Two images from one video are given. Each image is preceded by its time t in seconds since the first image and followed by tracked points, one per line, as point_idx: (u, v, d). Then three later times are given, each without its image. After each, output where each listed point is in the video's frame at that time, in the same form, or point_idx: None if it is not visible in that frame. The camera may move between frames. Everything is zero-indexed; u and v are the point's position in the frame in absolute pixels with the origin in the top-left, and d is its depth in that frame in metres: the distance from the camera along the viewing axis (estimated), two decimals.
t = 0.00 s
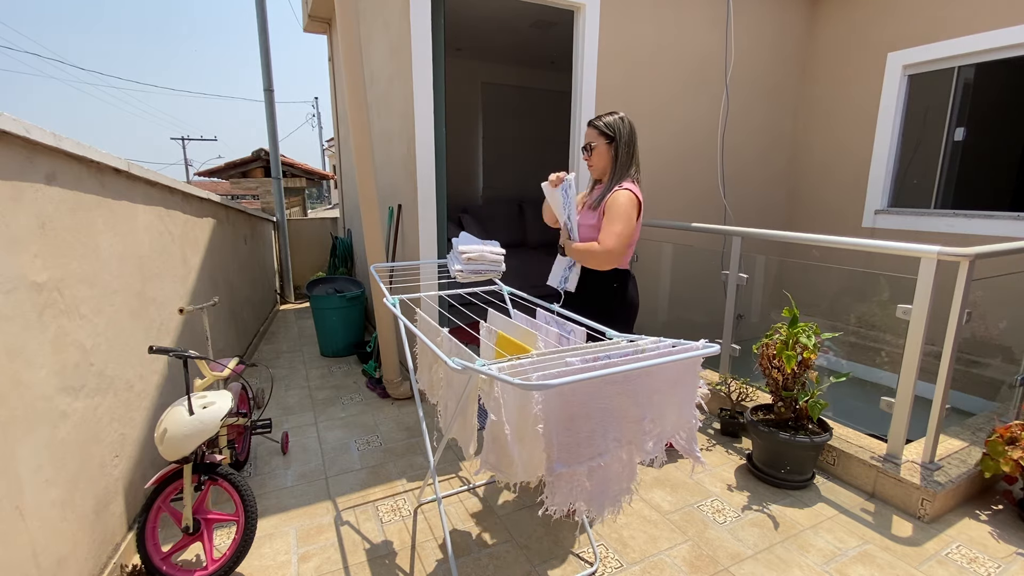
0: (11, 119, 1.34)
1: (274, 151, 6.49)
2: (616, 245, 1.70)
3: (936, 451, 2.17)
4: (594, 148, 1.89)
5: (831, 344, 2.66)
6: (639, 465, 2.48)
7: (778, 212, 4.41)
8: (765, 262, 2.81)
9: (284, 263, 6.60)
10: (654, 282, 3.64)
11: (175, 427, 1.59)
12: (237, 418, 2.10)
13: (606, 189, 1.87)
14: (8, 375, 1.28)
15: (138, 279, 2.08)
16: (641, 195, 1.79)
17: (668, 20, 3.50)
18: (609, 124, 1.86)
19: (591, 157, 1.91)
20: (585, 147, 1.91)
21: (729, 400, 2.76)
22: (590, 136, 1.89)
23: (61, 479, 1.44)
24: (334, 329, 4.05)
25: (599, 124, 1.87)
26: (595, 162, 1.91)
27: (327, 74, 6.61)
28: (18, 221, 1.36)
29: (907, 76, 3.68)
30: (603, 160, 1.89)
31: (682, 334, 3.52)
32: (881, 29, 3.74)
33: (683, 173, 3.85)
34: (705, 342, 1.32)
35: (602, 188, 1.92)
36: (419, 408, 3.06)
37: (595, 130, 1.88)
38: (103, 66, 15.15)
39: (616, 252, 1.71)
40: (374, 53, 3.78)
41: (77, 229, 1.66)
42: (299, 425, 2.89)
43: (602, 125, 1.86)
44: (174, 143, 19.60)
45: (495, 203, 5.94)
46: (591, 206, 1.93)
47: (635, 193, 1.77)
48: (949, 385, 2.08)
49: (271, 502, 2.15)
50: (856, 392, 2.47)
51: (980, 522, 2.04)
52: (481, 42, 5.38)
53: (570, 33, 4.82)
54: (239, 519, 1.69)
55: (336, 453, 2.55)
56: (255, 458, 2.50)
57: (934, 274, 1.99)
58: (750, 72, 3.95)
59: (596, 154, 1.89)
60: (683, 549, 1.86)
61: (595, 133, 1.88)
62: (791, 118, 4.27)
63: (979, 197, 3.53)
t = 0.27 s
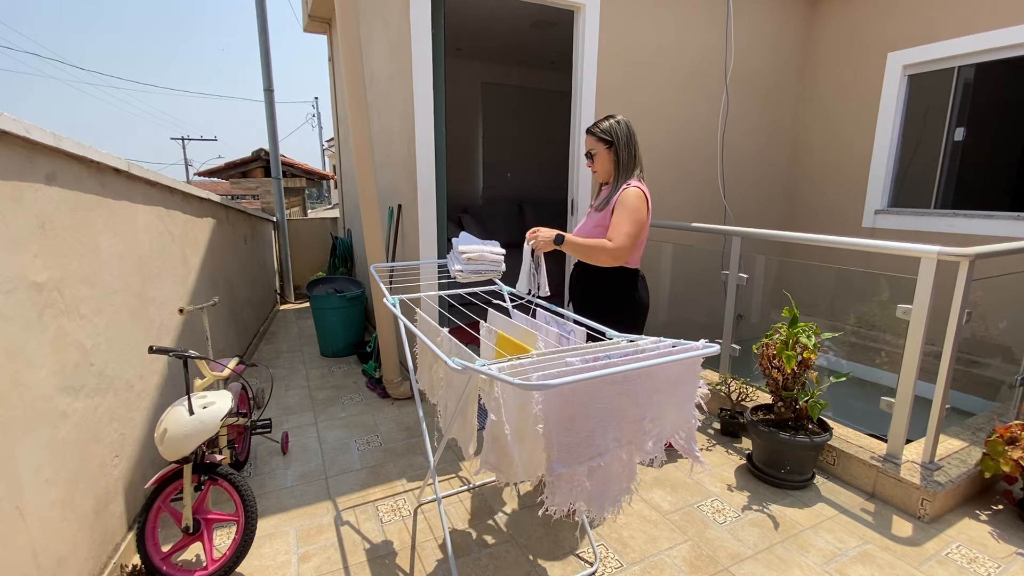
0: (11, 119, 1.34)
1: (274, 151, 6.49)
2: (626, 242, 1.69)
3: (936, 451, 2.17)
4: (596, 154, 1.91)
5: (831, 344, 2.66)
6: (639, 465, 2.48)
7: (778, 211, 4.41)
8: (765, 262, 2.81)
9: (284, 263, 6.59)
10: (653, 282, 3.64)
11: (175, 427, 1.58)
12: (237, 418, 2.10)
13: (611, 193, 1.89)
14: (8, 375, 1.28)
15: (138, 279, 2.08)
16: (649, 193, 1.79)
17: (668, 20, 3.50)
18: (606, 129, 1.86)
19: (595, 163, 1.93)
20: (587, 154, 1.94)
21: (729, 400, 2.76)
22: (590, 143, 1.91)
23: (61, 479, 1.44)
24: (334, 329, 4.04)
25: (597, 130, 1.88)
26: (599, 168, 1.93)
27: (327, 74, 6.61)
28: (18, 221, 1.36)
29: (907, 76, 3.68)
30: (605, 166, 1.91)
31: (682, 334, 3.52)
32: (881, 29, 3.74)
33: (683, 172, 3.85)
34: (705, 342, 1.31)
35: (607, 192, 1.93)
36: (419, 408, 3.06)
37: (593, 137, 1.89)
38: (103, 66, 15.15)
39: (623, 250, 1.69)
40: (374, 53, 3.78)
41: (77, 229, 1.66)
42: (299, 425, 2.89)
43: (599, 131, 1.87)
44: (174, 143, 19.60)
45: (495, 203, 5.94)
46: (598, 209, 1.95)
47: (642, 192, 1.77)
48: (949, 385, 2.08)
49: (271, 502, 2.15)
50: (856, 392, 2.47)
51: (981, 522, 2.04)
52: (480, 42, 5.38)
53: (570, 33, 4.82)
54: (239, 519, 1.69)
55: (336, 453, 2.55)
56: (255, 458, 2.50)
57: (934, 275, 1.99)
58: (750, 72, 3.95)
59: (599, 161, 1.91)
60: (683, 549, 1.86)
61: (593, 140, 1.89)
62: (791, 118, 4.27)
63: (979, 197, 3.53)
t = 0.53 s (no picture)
0: (11, 119, 1.34)
1: (274, 151, 6.49)
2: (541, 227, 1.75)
3: (936, 451, 2.17)
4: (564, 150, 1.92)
5: (831, 344, 2.66)
6: (639, 465, 2.48)
7: (778, 211, 4.41)
8: (765, 261, 2.81)
9: (284, 263, 6.59)
10: (653, 282, 3.65)
11: (175, 427, 1.58)
12: (237, 418, 2.10)
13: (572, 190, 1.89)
14: (8, 375, 1.28)
15: (138, 279, 2.08)
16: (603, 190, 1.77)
17: (668, 20, 3.50)
18: (573, 126, 1.86)
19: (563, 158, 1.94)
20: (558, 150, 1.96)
21: (729, 400, 2.76)
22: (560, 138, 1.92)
23: (61, 479, 1.44)
24: (334, 329, 4.05)
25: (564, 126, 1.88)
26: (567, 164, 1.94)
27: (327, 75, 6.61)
28: (18, 221, 1.36)
29: (907, 76, 3.68)
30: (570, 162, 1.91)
31: (681, 334, 3.52)
32: (881, 29, 3.74)
33: (683, 172, 3.85)
34: (704, 342, 1.31)
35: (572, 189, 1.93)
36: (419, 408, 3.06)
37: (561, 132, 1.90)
38: (104, 66, 15.15)
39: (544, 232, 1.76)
40: (374, 52, 3.78)
41: (77, 229, 1.66)
42: (299, 425, 2.89)
43: (565, 128, 1.87)
44: (174, 143, 19.60)
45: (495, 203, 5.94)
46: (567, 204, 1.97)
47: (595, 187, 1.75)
48: (949, 385, 2.08)
49: (271, 502, 2.15)
50: (857, 392, 2.47)
51: (981, 522, 2.04)
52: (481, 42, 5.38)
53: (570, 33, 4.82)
54: (239, 519, 1.69)
55: (336, 453, 2.55)
56: (255, 458, 2.50)
57: (934, 275, 1.99)
58: (750, 71, 3.95)
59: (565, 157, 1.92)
60: (683, 549, 1.86)
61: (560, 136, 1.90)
62: (791, 118, 4.27)
63: (979, 197, 3.53)
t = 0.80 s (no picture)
0: (11, 119, 1.34)
1: (274, 151, 6.49)
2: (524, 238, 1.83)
3: (936, 451, 2.17)
4: (518, 155, 1.95)
5: (831, 344, 2.66)
6: (639, 465, 2.49)
7: (778, 211, 4.41)
8: (765, 261, 2.81)
9: (284, 263, 6.59)
10: (654, 282, 3.65)
11: (175, 427, 1.59)
12: (237, 418, 2.10)
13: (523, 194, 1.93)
14: (8, 375, 1.28)
15: (138, 279, 2.08)
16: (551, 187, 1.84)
17: (668, 20, 3.50)
18: (527, 132, 1.89)
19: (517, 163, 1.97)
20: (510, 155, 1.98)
21: (729, 399, 2.76)
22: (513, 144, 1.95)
23: (61, 479, 1.44)
24: (334, 329, 4.05)
25: (518, 132, 1.90)
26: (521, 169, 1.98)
27: (327, 75, 6.61)
28: (18, 221, 1.36)
29: (907, 76, 3.68)
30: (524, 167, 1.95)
31: (681, 334, 3.52)
32: (881, 29, 3.74)
33: (683, 172, 3.85)
34: (702, 342, 1.31)
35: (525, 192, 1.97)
36: (419, 408, 3.06)
37: (515, 138, 1.93)
38: (104, 66, 15.15)
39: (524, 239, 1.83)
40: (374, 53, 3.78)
41: (78, 229, 1.66)
42: (299, 425, 2.89)
43: (520, 134, 1.89)
44: (174, 143, 19.59)
45: (495, 203, 5.94)
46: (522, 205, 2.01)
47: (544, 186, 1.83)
48: (949, 385, 2.08)
49: (271, 502, 2.15)
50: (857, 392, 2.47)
51: (980, 522, 2.04)
52: (481, 42, 5.38)
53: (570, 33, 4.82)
54: (239, 519, 1.69)
55: (336, 453, 2.55)
56: (255, 458, 2.50)
57: (934, 275, 1.99)
58: (750, 71, 3.95)
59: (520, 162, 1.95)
60: (683, 549, 1.86)
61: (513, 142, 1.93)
62: (791, 118, 4.27)
63: (979, 197, 3.53)
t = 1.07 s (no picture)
0: (11, 119, 1.34)
1: (274, 151, 6.49)
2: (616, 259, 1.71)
3: (936, 451, 2.17)
4: (561, 153, 1.79)
5: (831, 344, 2.66)
6: (639, 465, 2.49)
7: (778, 211, 4.41)
8: (765, 261, 2.81)
9: (284, 263, 6.59)
10: (654, 282, 3.64)
11: (175, 427, 1.58)
12: (237, 418, 2.10)
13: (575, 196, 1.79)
14: (8, 375, 1.28)
15: (138, 279, 2.08)
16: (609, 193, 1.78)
17: (668, 20, 3.50)
18: (571, 126, 1.78)
19: (557, 164, 1.81)
20: (549, 154, 1.79)
21: (729, 399, 2.76)
22: (554, 142, 1.78)
23: (61, 479, 1.44)
24: (334, 329, 4.04)
25: (561, 126, 1.76)
26: (561, 170, 1.82)
27: (327, 75, 6.61)
28: (18, 221, 1.36)
29: (907, 76, 3.68)
30: (568, 167, 1.81)
31: (681, 334, 3.52)
32: (881, 29, 3.74)
33: (683, 173, 3.85)
34: (705, 342, 1.31)
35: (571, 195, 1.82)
36: (419, 408, 3.06)
37: (558, 134, 1.77)
38: (104, 66, 15.15)
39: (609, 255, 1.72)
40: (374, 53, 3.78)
41: (77, 229, 1.66)
42: (299, 425, 2.89)
43: (565, 127, 1.76)
44: (174, 143, 19.59)
45: (495, 203, 5.94)
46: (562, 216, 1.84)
47: (607, 192, 1.74)
48: (949, 385, 2.08)
49: (271, 502, 2.15)
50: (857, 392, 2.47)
51: (980, 522, 2.04)
52: (481, 42, 5.38)
53: (570, 33, 4.82)
54: (239, 518, 1.69)
55: (336, 453, 2.55)
56: (255, 458, 2.50)
57: (934, 275, 1.99)
58: (750, 71, 3.95)
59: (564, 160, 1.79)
60: (683, 549, 1.86)
61: (558, 137, 1.77)
62: (791, 118, 4.27)
63: (979, 197, 3.53)
